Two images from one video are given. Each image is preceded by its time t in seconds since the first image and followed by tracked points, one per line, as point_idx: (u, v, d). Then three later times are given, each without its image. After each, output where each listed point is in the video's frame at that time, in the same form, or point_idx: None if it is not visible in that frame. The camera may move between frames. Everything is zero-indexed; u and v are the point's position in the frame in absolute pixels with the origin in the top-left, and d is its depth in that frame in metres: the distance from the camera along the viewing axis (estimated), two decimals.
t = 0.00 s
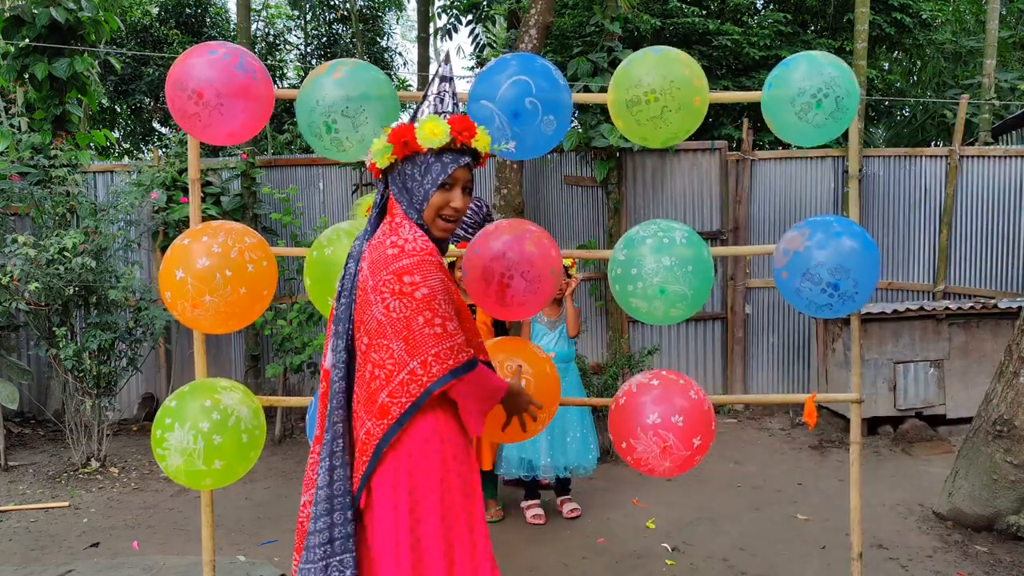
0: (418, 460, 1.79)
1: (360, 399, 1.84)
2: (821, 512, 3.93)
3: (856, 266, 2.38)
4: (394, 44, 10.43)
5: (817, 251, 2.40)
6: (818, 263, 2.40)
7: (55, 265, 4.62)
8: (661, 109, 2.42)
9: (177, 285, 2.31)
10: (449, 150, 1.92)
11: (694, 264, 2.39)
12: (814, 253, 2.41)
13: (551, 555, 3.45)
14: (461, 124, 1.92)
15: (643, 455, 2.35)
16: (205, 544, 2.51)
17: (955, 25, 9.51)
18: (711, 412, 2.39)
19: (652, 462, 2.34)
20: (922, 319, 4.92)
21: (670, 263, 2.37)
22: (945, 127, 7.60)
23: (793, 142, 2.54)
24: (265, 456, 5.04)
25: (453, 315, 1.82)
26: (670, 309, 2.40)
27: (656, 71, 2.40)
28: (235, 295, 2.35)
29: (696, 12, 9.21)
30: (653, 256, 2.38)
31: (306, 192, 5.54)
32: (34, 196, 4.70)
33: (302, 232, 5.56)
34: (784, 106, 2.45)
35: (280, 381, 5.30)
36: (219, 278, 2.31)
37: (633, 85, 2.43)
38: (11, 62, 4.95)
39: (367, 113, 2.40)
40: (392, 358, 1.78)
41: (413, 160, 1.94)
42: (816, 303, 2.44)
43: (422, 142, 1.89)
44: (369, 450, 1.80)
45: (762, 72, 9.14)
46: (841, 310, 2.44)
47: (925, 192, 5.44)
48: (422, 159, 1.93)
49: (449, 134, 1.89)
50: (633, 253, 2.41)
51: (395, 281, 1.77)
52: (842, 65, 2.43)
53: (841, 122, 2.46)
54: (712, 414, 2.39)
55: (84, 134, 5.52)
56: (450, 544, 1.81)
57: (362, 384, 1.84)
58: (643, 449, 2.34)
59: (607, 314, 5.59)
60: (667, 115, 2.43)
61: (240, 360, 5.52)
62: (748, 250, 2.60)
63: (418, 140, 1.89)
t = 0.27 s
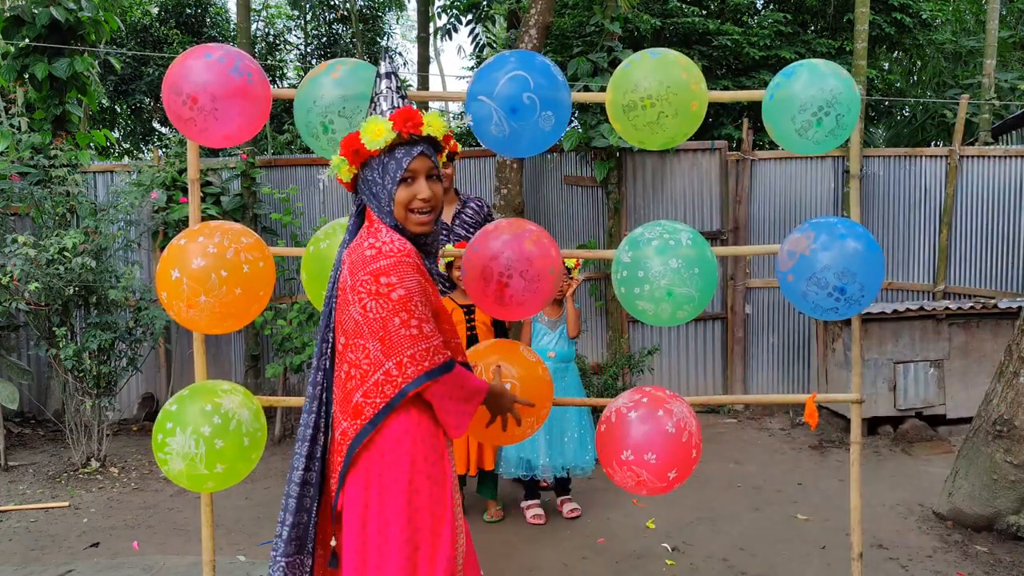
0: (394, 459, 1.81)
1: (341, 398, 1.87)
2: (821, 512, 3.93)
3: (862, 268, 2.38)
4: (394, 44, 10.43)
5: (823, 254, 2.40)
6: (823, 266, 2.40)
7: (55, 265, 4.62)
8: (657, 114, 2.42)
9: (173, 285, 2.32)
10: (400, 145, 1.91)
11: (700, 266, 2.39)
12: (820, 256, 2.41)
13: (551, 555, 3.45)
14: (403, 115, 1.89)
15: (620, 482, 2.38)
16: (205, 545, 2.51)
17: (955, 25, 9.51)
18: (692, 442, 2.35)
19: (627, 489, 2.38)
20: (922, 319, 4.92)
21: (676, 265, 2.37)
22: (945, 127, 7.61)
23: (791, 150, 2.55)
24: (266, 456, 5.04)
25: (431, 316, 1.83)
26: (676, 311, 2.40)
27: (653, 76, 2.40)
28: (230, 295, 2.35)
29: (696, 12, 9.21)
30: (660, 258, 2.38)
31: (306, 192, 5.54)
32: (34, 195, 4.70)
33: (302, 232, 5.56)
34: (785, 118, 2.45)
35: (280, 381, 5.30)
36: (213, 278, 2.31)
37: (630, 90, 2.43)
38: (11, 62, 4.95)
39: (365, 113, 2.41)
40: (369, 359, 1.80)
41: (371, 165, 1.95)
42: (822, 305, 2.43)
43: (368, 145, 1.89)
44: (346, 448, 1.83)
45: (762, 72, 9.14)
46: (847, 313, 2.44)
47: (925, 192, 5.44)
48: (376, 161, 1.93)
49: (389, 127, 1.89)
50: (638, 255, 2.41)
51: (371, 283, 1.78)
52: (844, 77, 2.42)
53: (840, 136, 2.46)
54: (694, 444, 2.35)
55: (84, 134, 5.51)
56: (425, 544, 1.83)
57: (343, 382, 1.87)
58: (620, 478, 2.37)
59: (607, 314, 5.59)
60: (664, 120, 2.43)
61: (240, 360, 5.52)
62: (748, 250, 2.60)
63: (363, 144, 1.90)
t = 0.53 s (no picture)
0: (393, 457, 1.81)
1: (339, 400, 1.88)
2: (821, 512, 3.93)
3: (859, 266, 2.38)
4: (394, 44, 10.43)
5: (819, 251, 2.40)
6: (819, 264, 2.40)
7: (55, 265, 4.62)
8: (657, 110, 2.42)
9: (176, 277, 2.31)
10: (391, 143, 1.91)
11: (699, 264, 2.39)
12: (816, 253, 2.41)
13: (551, 555, 3.44)
14: (394, 114, 1.90)
15: (657, 487, 2.37)
16: (205, 544, 2.51)
17: (955, 26, 9.51)
18: (717, 431, 2.38)
19: (667, 493, 2.37)
20: (922, 319, 4.92)
21: (676, 263, 2.37)
22: (945, 127, 7.61)
23: (795, 143, 2.53)
24: (266, 456, 5.04)
25: (423, 310, 1.83)
26: (675, 309, 2.40)
27: (652, 71, 2.40)
28: (233, 287, 2.35)
29: (696, 12, 9.21)
30: (658, 256, 2.38)
31: (306, 192, 5.54)
32: (34, 195, 4.70)
33: (302, 232, 5.56)
34: (786, 108, 2.45)
35: (279, 381, 5.30)
36: (217, 270, 2.31)
37: (630, 86, 2.43)
38: (11, 62, 4.95)
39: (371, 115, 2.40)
40: (364, 358, 1.80)
41: (360, 162, 1.95)
42: (817, 302, 2.44)
43: (357, 143, 1.89)
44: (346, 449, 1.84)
45: (762, 72, 9.14)
46: (842, 310, 2.44)
47: (925, 192, 5.44)
48: (365, 158, 1.93)
49: (379, 125, 1.89)
50: (636, 253, 2.42)
51: (360, 282, 1.79)
52: (845, 67, 2.42)
53: (843, 125, 2.45)
54: (718, 433, 2.38)
55: (85, 134, 5.52)
56: (429, 539, 1.83)
57: (340, 384, 1.88)
58: (659, 484, 2.35)
59: (607, 314, 5.59)
60: (663, 116, 2.43)
61: (240, 360, 5.52)
62: (748, 249, 2.60)
63: (353, 141, 1.90)
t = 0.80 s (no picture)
0: (394, 458, 1.81)
1: (339, 403, 1.88)
2: (821, 512, 3.93)
3: (859, 264, 2.38)
4: (394, 44, 10.43)
5: (820, 250, 2.40)
6: (820, 262, 2.40)
7: (55, 265, 4.62)
8: (661, 110, 2.42)
9: (175, 274, 2.32)
10: (399, 144, 1.91)
11: (694, 264, 2.39)
12: (816, 252, 2.41)
13: (551, 555, 3.45)
14: (406, 115, 1.91)
15: (651, 475, 2.35)
16: (205, 545, 2.51)
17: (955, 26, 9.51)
18: (714, 423, 2.38)
19: (660, 481, 2.35)
20: (922, 319, 4.92)
21: (671, 262, 2.37)
22: (945, 127, 7.61)
23: (792, 142, 2.54)
24: (266, 456, 5.04)
25: (421, 310, 1.83)
26: (670, 309, 2.40)
27: (657, 71, 2.40)
28: (232, 285, 2.35)
29: (696, 12, 9.21)
30: (654, 256, 2.38)
31: (306, 192, 5.54)
32: (34, 196, 4.70)
33: (302, 232, 5.56)
34: (785, 108, 2.45)
35: (279, 381, 5.30)
36: (216, 268, 2.31)
37: (634, 85, 2.42)
38: (11, 62, 4.95)
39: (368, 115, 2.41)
40: (363, 360, 1.81)
41: (366, 161, 1.94)
42: (818, 301, 2.43)
43: (368, 141, 1.89)
44: (348, 452, 1.84)
45: (762, 72, 9.14)
46: (843, 309, 2.44)
47: (925, 192, 5.44)
48: (374, 156, 1.92)
49: (392, 126, 1.89)
50: (634, 253, 2.42)
51: (357, 284, 1.80)
52: (843, 66, 2.42)
53: (841, 124, 2.46)
54: (715, 425, 2.38)
55: (84, 134, 5.51)
56: (434, 538, 1.83)
57: (339, 387, 1.88)
58: (652, 470, 2.34)
59: (607, 313, 5.59)
60: (667, 116, 2.43)
61: (240, 360, 5.51)
62: (748, 250, 2.59)
63: (364, 139, 1.90)
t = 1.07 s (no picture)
0: (396, 456, 1.81)
1: (339, 401, 1.88)
2: (821, 512, 3.93)
3: (859, 269, 2.38)
4: (394, 44, 10.43)
5: (820, 255, 2.40)
6: (820, 267, 2.40)
7: (55, 265, 4.62)
8: (656, 114, 2.42)
9: (170, 281, 2.31)
10: (398, 146, 1.91)
11: (696, 265, 2.39)
12: (816, 257, 2.41)
13: (551, 555, 3.44)
14: (403, 118, 1.89)
15: (619, 465, 2.37)
16: (205, 545, 2.51)
17: (955, 26, 9.52)
18: (692, 424, 2.35)
19: (627, 473, 2.36)
20: (922, 319, 4.92)
21: (673, 264, 2.37)
22: (945, 127, 7.61)
23: (789, 149, 2.55)
24: (266, 456, 5.04)
25: (422, 309, 1.83)
26: (672, 310, 2.40)
27: (652, 76, 2.40)
28: (227, 291, 2.34)
29: (696, 12, 9.21)
30: (656, 257, 2.38)
31: (306, 192, 5.54)
32: (34, 195, 4.70)
33: (302, 232, 5.56)
34: (784, 117, 2.45)
35: (280, 381, 5.31)
36: (211, 274, 2.31)
37: (630, 90, 2.43)
38: (11, 62, 4.95)
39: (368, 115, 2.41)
40: (365, 358, 1.80)
41: (366, 163, 1.95)
42: (818, 307, 2.44)
43: (365, 145, 1.90)
44: (349, 450, 1.84)
45: (762, 72, 9.14)
46: (844, 314, 2.44)
47: (925, 192, 5.44)
48: (373, 159, 1.93)
49: (389, 130, 1.88)
50: (635, 254, 2.42)
51: (359, 283, 1.80)
52: (845, 78, 2.41)
53: (840, 137, 2.47)
54: (693, 426, 2.34)
55: (85, 134, 5.51)
56: (436, 536, 1.84)
57: (340, 384, 1.88)
58: (619, 459, 2.37)
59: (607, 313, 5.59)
60: (662, 121, 2.43)
61: (240, 360, 5.52)
62: (748, 250, 2.60)
63: (362, 142, 1.91)
